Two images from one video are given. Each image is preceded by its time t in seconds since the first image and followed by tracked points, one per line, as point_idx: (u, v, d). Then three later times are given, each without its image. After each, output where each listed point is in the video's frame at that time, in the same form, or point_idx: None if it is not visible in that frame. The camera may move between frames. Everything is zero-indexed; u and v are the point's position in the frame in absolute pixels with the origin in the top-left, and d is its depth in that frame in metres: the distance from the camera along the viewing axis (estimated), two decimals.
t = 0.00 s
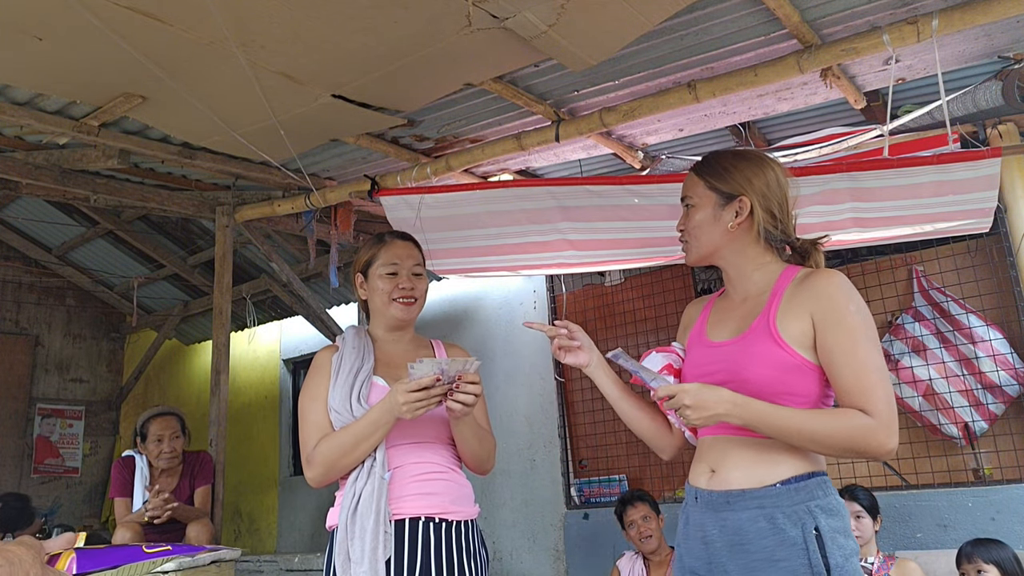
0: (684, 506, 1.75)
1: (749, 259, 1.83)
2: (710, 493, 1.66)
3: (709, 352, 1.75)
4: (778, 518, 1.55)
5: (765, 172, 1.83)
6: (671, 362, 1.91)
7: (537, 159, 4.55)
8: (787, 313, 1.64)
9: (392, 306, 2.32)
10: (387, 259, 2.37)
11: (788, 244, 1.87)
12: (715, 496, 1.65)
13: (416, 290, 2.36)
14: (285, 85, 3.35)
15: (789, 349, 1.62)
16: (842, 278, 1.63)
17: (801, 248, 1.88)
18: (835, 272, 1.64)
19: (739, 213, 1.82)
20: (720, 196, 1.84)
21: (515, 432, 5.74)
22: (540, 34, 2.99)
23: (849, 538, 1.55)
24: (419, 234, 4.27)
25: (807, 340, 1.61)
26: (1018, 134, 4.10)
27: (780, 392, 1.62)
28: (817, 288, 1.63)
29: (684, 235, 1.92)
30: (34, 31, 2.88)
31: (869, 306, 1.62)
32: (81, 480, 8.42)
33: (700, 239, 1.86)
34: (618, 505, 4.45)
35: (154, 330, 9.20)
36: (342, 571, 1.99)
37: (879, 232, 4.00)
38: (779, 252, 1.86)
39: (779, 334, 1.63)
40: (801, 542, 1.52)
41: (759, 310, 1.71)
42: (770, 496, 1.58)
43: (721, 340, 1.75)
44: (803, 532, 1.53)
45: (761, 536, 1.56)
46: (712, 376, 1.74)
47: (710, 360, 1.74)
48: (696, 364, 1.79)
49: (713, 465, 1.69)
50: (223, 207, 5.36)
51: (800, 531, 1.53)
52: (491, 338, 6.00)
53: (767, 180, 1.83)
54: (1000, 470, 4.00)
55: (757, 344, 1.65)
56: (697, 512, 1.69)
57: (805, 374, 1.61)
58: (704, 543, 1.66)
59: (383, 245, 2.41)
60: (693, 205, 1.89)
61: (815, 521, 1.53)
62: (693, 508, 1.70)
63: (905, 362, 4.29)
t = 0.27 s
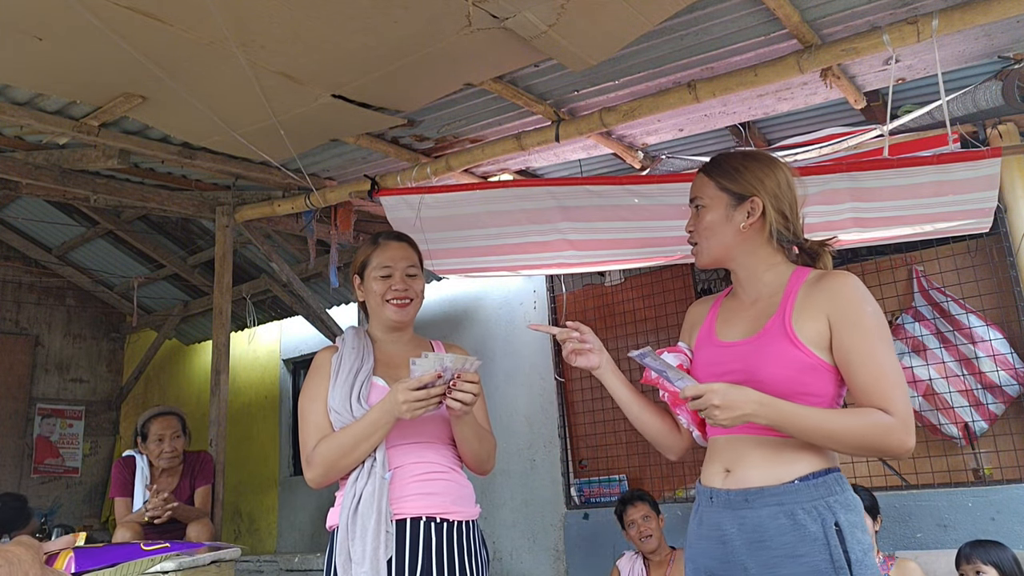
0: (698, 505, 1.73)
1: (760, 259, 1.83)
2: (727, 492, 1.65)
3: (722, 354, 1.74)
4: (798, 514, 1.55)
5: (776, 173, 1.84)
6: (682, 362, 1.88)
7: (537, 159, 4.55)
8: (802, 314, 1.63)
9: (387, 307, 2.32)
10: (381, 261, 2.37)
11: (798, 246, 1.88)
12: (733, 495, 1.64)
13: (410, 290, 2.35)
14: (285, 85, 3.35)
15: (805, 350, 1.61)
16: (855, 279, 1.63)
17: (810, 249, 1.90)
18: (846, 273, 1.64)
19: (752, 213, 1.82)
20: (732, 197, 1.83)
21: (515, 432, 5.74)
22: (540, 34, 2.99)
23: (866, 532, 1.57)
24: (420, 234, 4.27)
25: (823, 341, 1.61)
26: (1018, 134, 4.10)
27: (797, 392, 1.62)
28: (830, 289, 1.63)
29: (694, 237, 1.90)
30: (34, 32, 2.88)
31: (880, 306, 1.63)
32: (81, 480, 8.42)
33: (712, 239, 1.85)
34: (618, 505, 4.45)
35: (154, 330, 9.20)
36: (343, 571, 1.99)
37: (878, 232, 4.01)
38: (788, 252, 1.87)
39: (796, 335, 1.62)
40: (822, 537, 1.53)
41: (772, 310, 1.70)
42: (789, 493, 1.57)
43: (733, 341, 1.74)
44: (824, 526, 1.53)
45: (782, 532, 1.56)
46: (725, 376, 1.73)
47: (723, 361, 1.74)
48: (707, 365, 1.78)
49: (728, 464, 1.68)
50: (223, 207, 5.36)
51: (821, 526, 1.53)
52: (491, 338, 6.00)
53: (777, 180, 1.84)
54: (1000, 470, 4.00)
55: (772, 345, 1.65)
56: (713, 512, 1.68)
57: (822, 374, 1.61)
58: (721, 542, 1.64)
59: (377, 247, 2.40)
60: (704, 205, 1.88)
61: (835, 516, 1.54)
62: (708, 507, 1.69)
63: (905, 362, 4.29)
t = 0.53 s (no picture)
0: (713, 504, 1.70)
1: (770, 262, 1.81)
2: (745, 490, 1.62)
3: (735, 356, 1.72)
4: (818, 511, 1.52)
5: (785, 174, 1.84)
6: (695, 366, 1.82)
7: (537, 159, 4.55)
8: (816, 315, 1.62)
9: (383, 303, 2.32)
10: (377, 257, 2.38)
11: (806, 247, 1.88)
12: (751, 493, 1.60)
13: (406, 286, 2.34)
14: (285, 85, 3.35)
15: (820, 352, 1.60)
16: (866, 279, 1.63)
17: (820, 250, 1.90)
18: (858, 274, 1.64)
19: (764, 214, 1.81)
20: (742, 200, 1.82)
21: (515, 431, 5.74)
22: (540, 34, 2.99)
23: (884, 531, 1.54)
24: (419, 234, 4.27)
25: (837, 342, 1.60)
26: (1018, 134, 4.10)
27: (814, 394, 1.60)
28: (843, 290, 1.62)
29: (703, 240, 1.88)
30: (34, 32, 2.88)
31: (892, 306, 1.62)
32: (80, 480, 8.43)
33: (725, 242, 1.83)
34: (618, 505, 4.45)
35: (154, 330, 9.20)
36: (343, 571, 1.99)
37: (878, 232, 4.01)
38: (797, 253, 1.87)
39: (812, 336, 1.60)
40: (843, 535, 1.49)
41: (785, 312, 1.68)
42: (810, 489, 1.54)
43: (745, 342, 1.72)
44: (845, 523, 1.50)
45: (802, 529, 1.52)
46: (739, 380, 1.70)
47: (735, 364, 1.71)
48: (719, 367, 1.76)
49: (745, 464, 1.65)
50: (223, 207, 5.36)
51: (841, 523, 1.50)
52: (491, 338, 6.00)
53: (787, 181, 1.83)
54: (1000, 470, 4.00)
55: (788, 347, 1.63)
56: (729, 510, 1.64)
57: (837, 375, 1.60)
58: (738, 541, 1.61)
59: (373, 245, 2.42)
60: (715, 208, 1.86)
61: (855, 513, 1.51)
62: (724, 506, 1.65)
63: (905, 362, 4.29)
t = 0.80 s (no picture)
0: (725, 503, 1.67)
1: (773, 264, 1.80)
2: (763, 489, 1.59)
3: (741, 357, 1.70)
4: (838, 509, 1.50)
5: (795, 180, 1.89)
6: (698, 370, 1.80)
7: (537, 159, 4.55)
8: (821, 311, 1.61)
9: (386, 301, 2.32)
10: (379, 255, 2.37)
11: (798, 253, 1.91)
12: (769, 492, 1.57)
13: (409, 284, 2.34)
14: (285, 85, 3.35)
15: (830, 348, 1.59)
16: (865, 274, 1.64)
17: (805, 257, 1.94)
18: (858, 269, 1.64)
19: (785, 216, 1.83)
20: (766, 198, 1.82)
21: (515, 431, 5.74)
22: (540, 34, 2.99)
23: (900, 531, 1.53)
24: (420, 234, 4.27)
25: (845, 337, 1.59)
26: (1018, 134, 4.10)
27: (827, 391, 1.58)
28: (845, 286, 1.62)
29: (721, 232, 1.82)
30: (34, 32, 2.88)
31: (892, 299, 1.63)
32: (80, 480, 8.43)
33: (750, 238, 1.80)
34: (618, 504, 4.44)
35: (154, 330, 9.21)
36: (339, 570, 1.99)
37: (878, 232, 4.01)
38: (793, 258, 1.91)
39: (819, 333, 1.59)
40: (864, 533, 1.47)
41: (789, 311, 1.67)
42: (829, 487, 1.52)
43: (750, 344, 1.70)
44: (865, 521, 1.48)
45: (822, 527, 1.50)
46: (749, 381, 1.67)
47: (742, 366, 1.69)
48: (725, 370, 1.73)
49: (761, 463, 1.62)
50: (223, 207, 5.36)
51: (862, 521, 1.48)
52: (491, 338, 6.00)
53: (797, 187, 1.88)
54: (1000, 470, 4.00)
55: (796, 345, 1.61)
56: (745, 510, 1.61)
57: (848, 371, 1.59)
58: (755, 540, 1.57)
59: (374, 243, 2.41)
60: (738, 202, 1.82)
61: (875, 512, 1.49)
62: (738, 506, 1.62)
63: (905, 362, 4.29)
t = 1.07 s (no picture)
0: (728, 503, 1.65)
1: (764, 264, 1.80)
2: (770, 489, 1.57)
3: (740, 357, 1.68)
4: (848, 509, 1.50)
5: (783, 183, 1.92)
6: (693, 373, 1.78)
7: (537, 159, 4.55)
8: (818, 307, 1.61)
9: (383, 301, 2.31)
10: (377, 255, 2.37)
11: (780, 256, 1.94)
12: (777, 492, 1.56)
13: (405, 284, 2.34)
14: (285, 85, 3.35)
15: (829, 342, 1.58)
16: (857, 268, 1.65)
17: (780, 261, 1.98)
18: (850, 265, 1.65)
19: (781, 217, 1.85)
20: (767, 198, 1.83)
21: (515, 431, 5.74)
22: (540, 34, 2.99)
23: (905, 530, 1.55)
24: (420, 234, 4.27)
25: (843, 331, 1.59)
26: (1018, 134, 4.10)
27: (829, 385, 1.57)
28: (840, 282, 1.62)
29: (725, 229, 1.79)
30: (34, 32, 2.88)
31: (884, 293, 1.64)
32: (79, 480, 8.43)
33: (754, 235, 1.79)
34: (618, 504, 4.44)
35: (154, 330, 9.21)
36: (332, 569, 2.00)
37: (878, 232, 4.01)
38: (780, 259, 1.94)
39: (817, 327, 1.59)
40: (873, 532, 1.48)
41: (784, 308, 1.67)
42: (838, 487, 1.52)
43: (747, 343, 1.69)
44: (874, 521, 1.48)
45: (832, 527, 1.49)
46: (750, 380, 1.65)
47: (741, 365, 1.67)
48: (722, 371, 1.71)
49: (766, 462, 1.61)
50: (223, 207, 5.36)
51: (871, 521, 1.48)
52: (491, 338, 6.00)
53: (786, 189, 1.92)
54: (1000, 470, 4.01)
55: (796, 342, 1.60)
56: (750, 510, 1.59)
57: (848, 365, 1.58)
58: (763, 541, 1.56)
59: (373, 242, 2.41)
60: (742, 200, 1.81)
61: (883, 511, 1.50)
62: (742, 506, 1.61)
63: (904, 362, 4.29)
